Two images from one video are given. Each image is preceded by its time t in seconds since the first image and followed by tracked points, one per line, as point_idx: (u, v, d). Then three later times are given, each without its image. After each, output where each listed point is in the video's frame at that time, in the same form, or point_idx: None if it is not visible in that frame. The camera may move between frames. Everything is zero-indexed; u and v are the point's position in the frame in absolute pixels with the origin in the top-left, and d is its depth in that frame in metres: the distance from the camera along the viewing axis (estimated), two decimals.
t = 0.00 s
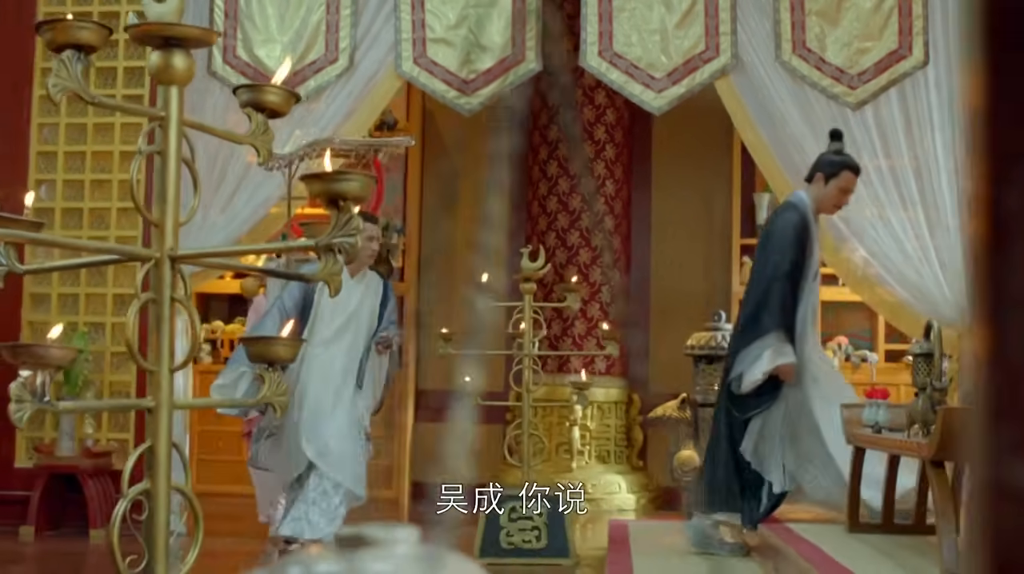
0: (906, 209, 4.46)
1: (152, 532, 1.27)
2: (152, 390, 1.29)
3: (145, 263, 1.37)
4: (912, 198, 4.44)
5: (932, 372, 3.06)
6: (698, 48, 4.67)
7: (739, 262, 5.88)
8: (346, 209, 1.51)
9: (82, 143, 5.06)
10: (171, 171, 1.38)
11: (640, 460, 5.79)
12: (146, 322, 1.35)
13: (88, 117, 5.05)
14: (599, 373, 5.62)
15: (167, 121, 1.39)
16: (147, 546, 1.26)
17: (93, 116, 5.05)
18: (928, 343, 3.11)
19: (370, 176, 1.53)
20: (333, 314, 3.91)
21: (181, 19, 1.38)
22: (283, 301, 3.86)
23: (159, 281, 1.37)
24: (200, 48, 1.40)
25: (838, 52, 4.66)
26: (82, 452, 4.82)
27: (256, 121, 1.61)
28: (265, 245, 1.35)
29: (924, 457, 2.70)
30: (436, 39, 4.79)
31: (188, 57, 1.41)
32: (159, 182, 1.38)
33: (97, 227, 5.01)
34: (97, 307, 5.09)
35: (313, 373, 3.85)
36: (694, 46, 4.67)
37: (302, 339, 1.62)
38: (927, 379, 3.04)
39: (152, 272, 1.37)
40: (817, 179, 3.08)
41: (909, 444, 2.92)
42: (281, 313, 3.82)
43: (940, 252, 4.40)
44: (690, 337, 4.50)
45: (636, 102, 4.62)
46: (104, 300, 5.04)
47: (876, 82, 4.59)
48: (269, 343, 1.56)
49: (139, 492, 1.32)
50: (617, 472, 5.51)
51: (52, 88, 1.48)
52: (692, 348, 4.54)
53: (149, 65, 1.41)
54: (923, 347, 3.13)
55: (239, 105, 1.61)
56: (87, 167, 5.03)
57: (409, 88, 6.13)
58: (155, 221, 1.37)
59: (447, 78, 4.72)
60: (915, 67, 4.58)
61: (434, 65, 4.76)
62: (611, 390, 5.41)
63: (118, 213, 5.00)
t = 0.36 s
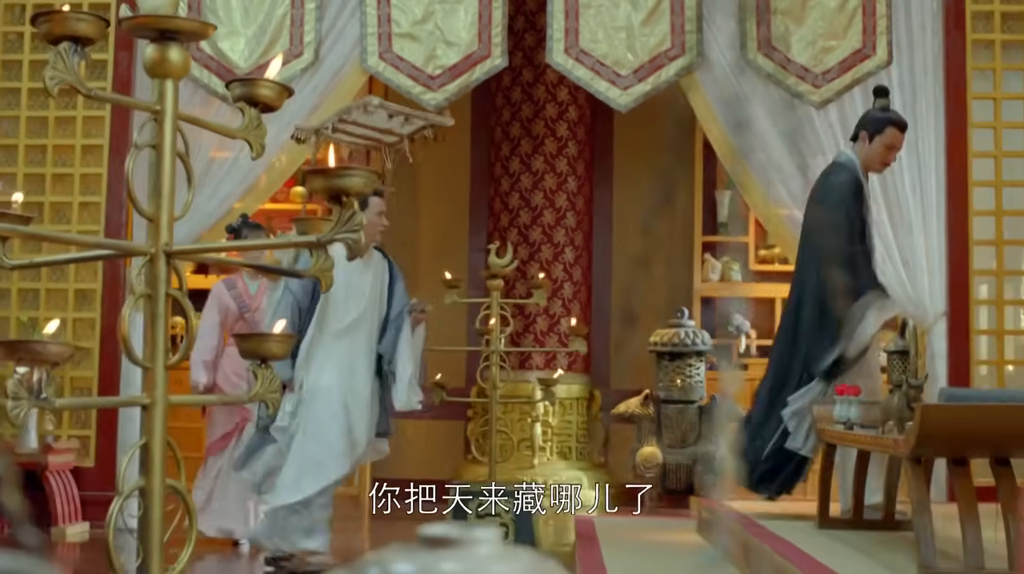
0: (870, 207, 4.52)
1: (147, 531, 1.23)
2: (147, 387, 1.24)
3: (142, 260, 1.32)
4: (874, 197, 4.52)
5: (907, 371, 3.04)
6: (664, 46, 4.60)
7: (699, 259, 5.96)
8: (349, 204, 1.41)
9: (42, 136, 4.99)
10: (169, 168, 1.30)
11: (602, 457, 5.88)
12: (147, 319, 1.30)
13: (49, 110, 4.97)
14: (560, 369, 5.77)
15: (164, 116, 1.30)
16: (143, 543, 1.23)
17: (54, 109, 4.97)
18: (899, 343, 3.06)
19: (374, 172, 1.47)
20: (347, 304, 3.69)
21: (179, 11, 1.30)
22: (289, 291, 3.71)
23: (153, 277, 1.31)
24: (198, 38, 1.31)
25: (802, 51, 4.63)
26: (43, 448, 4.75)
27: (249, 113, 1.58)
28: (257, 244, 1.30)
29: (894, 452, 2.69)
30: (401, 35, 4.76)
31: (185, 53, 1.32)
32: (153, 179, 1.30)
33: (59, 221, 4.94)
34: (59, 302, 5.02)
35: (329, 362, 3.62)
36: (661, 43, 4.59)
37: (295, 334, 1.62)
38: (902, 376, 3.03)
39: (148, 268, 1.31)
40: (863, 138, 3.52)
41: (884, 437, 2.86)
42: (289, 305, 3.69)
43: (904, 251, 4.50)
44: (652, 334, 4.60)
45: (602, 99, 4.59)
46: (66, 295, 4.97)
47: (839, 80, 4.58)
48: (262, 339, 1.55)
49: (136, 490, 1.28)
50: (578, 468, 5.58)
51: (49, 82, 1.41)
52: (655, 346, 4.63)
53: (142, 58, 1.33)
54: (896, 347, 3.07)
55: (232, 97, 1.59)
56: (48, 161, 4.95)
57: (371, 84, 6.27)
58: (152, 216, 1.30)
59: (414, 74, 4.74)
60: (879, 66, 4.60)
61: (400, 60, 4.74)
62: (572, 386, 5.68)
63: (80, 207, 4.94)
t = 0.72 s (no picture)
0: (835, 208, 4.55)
1: (133, 536, 1.15)
2: (135, 386, 1.17)
3: (126, 258, 1.26)
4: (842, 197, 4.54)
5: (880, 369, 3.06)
6: (632, 46, 4.61)
7: (663, 258, 5.99)
8: (342, 203, 1.40)
9: (6, 133, 4.92)
10: (154, 165, 1.24)
11: (567, 456, 5.87)
12: (131, 317, 1.24)
13: (12, 107, 4.91)
14: (526, 368, 5.80)
15: (150, 113, 1.25)
16: (130, 549, 1.15)
17: (17, 105, 4.91)
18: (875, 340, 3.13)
19: (365, 171, 1.46)
20: (410, 296, 3.02)
21: (168, 7, 1.28)
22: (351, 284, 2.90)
23: (141, 276, 1.25)
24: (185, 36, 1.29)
25: (770, 51, 4.65)
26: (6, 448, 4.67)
27: (234, 112, 1.57)
28: (248, 242, 1.27)
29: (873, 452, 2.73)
30: (369, 32, 4.75)
31: (173, 49, 1.29)
32: (141, 176, 1.25)
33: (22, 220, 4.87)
34: (22, 300, 4.95)
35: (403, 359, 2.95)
36: (629, 43, 4.60)
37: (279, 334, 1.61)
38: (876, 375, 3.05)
39: (133, 266, 1.25)
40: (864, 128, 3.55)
41: (860, 438, 2.91)
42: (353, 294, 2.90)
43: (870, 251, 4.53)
44: (618, 334, 4.60)
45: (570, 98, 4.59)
46: (30, 293, 4.90)
47: (806, 82, 4.61)
48: (247, 338, 1.54)
49: (122, 495, 1.21)
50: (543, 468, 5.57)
51: (37, 80, 1.34)
52: (621, 345, 4.63)
53: (130, 55, 1.29)
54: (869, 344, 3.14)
55: (217, 96, 1.57)
56: (11, 157, 4.88)
57: (337, 82, 6.29)
58: (138, 215, 1.25)
59: (381, 71, 4.73)
60: (845, 67, 4.64)
61: (367, 57, 4.73)
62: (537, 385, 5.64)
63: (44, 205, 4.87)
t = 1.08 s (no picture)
0: (803, 209, 4.56)
1: (112, 537, 1.15)
2: (115, 385, 1.16)
3: (106, 258, 1.24)
4: (810, 198, 4.56)
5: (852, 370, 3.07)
6: (601, 47, 4.61)
7: (632, 259, 5.98)
8: (325, 204, 1.40)
9: None
10: (136, 164, 1.24)
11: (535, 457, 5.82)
12: (111, 319, 1.23)
13: None
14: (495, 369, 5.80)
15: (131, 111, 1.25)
16: (108, 550, 1.15)
17: None
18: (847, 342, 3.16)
19: (350, 171, 1.45)
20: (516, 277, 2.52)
21: (148, 5, 1.27)
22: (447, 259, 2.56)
23: (121, 277, 1.23)
24: (165, 34, 1.28)
25: (739, 52, 4.67)
26: None
27: (214, 111, 1.57)
28: (229, 242, 1.25)
29: (844, 451, 2.78)
30: (338, 31, 4.73)
31: (153, 47, 1.29)
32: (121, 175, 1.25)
33: None
34: None
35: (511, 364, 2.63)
36: (598, 44, 4.60)
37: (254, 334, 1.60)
38: (848, 376, 3.05)
39: (114, 266, 1.25)
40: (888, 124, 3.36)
41: (830, 439, 2.94)
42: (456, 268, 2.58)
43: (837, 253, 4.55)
44: (586, 334, 4.64)
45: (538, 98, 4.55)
46: None
47: (775, 83, 4.64)
48: (226, 338, 1.53)
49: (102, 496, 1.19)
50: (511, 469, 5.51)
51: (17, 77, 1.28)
52: (589, 346, 4.68)
53: (109, 53, 1.29)
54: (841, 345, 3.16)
55: (198, 95, 1.56)
56: None
57: (306, 82, 6.25)
58: (119, 214, 1.24)
59: (349, 70, 4.72)
60: (813, 69, 4.67)
61: (336, 56, 4.72)
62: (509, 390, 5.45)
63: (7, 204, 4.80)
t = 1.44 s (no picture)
0: (773, 209, 4.57)
1: (87, 538, 1.14)
2: (89, 385, 1.15)
3: (79, 257, 1.24)
4: (780, 198, 4.57)
5: (825, 371, 3.18)
6: (574, 47, 4.63)
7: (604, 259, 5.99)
8: (302, 203, 1.39)
9: None
10: (111, 163, 1.23)
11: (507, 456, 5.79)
12: (85, 319, 1.22)
13: None
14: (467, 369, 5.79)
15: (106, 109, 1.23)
16: (83, 552, 1.14)
17: None
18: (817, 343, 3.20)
19: (327, 170, 1.44)
20: (539, 242, 3.30)
21: (125, 3, 1.27)
22: (482, 234, 3.19)
23: (95, 277, 1.23)
24: (141, 32, 1.27)
25: (711, 53, 4.70)
26: None
27: (190, 111, 1.56)
28: (202, 242, 1.24)
29: (816, 450, 2.80)
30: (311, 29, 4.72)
31: (128, 46, 1.28)
32: (96, 173, 1.23)
33: None
34: None
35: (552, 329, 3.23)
36: (571, 44, 4.62)
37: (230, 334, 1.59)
38: (821, 376, 3.17)
39: (88, 265, 1.24)
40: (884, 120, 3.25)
41: (801, 439, 2.96)
42: (488, 242, 3.18)
43: (806, 252, 4.56)
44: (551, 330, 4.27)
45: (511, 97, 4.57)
46: None
47: (748, 83, 4.64)
48: (202, 338, 1.52)
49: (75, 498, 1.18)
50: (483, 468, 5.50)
51: None
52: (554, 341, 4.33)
53: (85, 51, 1.28)
54: (812, 347, 3.21)
55: (174, 94, 1.56)
56: None
57: (277, 81, 6.19)
58: (94, 213, 1.23)
59: (321, 68, 4.71)
60: (786, 70, 4.67)
61: (308, 55, 4.70)
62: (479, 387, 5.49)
63: None
